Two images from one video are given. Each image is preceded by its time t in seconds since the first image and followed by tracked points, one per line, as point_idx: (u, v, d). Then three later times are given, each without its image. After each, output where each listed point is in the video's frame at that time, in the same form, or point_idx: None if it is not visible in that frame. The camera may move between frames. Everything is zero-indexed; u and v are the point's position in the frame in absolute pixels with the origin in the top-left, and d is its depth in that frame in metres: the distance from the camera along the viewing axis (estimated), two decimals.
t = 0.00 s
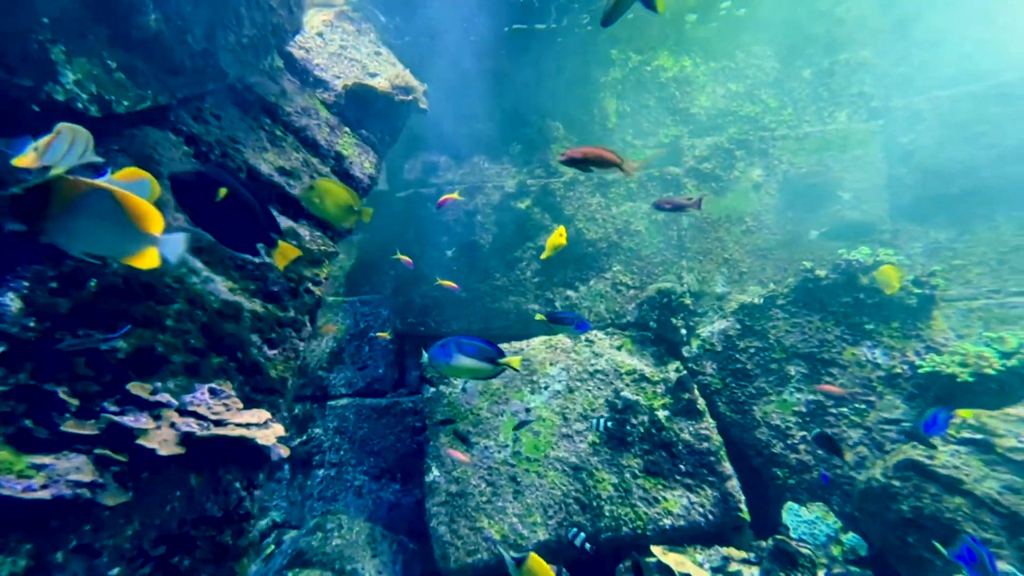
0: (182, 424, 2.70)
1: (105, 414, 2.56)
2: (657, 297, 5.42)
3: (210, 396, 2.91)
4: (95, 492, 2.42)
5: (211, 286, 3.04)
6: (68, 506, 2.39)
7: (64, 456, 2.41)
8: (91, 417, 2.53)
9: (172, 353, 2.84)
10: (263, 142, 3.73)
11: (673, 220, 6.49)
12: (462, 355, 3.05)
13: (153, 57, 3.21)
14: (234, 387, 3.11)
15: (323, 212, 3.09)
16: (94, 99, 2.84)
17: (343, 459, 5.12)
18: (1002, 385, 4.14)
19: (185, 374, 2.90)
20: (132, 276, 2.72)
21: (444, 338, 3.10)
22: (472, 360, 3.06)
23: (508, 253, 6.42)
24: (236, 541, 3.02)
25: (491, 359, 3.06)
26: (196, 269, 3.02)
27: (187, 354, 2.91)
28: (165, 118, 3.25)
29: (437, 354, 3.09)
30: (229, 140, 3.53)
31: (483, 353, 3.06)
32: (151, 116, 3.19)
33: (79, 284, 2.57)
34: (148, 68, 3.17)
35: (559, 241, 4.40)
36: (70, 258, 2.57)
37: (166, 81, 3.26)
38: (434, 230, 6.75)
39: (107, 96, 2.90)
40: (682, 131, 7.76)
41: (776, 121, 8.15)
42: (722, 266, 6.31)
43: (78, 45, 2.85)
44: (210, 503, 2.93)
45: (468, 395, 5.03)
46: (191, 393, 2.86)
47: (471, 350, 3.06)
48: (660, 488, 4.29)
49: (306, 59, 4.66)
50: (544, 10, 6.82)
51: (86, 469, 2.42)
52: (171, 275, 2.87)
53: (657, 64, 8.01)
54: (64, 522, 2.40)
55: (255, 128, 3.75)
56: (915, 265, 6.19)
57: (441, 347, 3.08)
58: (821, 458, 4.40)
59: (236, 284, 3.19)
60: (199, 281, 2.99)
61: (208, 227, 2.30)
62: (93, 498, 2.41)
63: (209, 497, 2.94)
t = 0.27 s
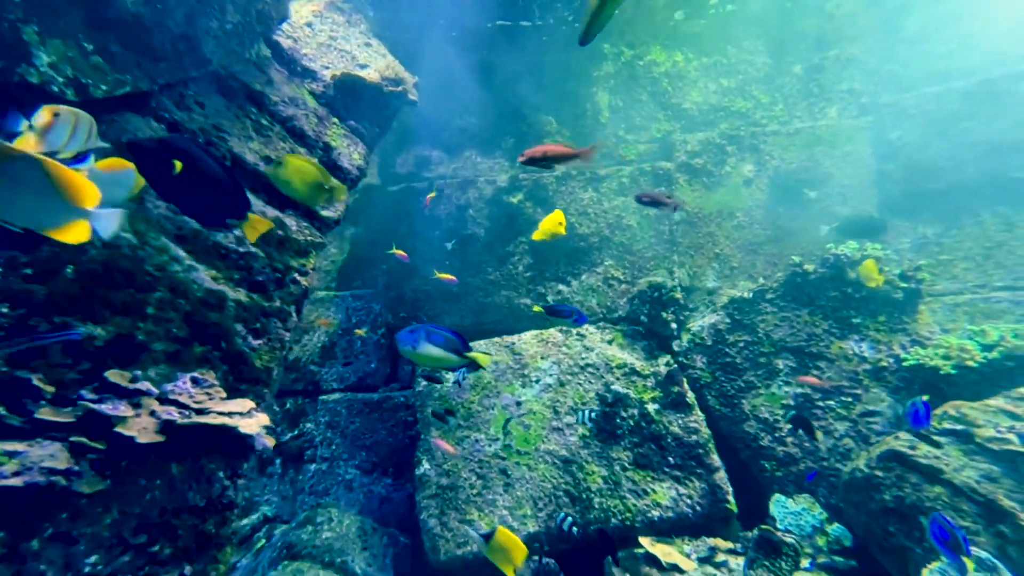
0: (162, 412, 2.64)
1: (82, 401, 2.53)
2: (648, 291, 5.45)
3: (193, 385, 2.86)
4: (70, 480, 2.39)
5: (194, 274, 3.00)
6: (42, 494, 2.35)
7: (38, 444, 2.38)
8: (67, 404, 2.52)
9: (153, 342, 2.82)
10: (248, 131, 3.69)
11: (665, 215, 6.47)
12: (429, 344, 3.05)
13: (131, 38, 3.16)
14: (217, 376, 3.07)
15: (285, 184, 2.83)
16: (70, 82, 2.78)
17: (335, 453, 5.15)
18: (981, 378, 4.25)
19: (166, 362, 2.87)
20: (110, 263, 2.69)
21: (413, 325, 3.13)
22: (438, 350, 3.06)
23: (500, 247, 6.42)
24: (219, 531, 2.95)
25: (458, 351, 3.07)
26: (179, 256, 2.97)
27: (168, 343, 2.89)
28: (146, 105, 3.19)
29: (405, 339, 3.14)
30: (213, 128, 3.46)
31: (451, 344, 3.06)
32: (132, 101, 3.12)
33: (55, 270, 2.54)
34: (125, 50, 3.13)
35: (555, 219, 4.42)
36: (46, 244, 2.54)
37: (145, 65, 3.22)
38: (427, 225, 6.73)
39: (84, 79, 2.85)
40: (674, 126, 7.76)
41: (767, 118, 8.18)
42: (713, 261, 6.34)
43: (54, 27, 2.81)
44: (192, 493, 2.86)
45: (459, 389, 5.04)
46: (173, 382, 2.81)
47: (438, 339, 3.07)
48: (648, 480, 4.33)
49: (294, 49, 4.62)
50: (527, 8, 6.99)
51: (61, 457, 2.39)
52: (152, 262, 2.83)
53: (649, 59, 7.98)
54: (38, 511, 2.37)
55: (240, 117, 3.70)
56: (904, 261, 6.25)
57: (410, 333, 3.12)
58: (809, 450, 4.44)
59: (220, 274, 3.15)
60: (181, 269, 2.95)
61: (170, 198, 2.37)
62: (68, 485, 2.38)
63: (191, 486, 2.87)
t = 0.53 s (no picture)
0: (137, 403, 2.63)
1: (52, 392, 2.50)
2: (637, 286, 5.48)
3: (171, 375, 2.86)
4: (39, 471, 2.37)
5: (173, 264, 2.95)
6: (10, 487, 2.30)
7: (7, 434, 2.35)
8: (37, 396, 2.47)
9: (129, 332, 2.80)
10: (231, 122, 3.62)
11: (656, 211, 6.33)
12: (398, 330, 3.21)
13: (106, 25, 3.23)
14: (197, 367, 3.07)
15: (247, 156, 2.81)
16: (40, 66, 2.79)
17: (325, 449, 5.17)
18: (957, 372, 4.34)
19: (144, 353, 2.85)
20: (84, 252, 2.63)
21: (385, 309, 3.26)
22: (405, 337, 3.23)
23: (490, 242, 6.41)
24: (198, 522, 3.02)
25: (423, 342, 3.26)
26: (156, 246, 2.91)
27: (146, 334, 2.87)
28: (123, 93, 3.17)
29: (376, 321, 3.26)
30: (194, 117, 3.37)
31: (418, 335, 3.25)
32: (108, 89, 3.10)
33: (25, 259, 2.49)
34: (100, 36, 3.19)
35: (551, 209, 4.33)
36: (15, 230, 2.47)
37: (121, 51, 3.27)
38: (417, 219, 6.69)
39: (55, 64, 2.87)
40: (665, 121, 7.76)
41: (758, 114, 8.22)
42: (702, 256, 6.38)
43: (24, 10, 2.85)
44: (170, 485, 2.86)
45: (448, 383, 5.04)
46: (150, 372, 2.81)
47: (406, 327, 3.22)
48: (636, 473, 4.36)
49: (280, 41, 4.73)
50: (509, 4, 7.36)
51: (30, 448, 2.37)
52: (128, 252, 2.77)
53: (640, 54, 7.97)
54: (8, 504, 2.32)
55: (223, 107, 3.63)
56: (891, 257, 6.31)
57: (380, 316, 3.26)
58: (794, 443, 4.50)
59: (200, 265, 3.11)
60: (159, 259, 2.89)
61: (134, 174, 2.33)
62: (37, 476, 2.37)
63: (169, 478, 2.86)
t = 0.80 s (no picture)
0: (104, 391, 2.63)
1: (15, 379, 2.53)
2: (624, 280, 5.51)
3: (141, 364, 2.87)
4: None
5: (144, 251, 2.95)
6: None
7: None
8: None
9: (96, 320, 2.80)
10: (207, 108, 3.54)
11: (643, 206, 6.36)
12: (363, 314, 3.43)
13: (71, 9, 3.53)
14: (170, 356, 3.09)
15: (211, 120, 2.72)
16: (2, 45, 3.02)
17: (313, 442, 5.22)
18: (931, 362, 4.56)
19: (113, 340, 2.86)
20: (50, 238, 2.64)
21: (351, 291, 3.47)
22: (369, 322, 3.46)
23: (479, 235, 6.38)
24: (170, 511, 3.20)
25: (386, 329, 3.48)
26: (127, 233, 2.91)
27: (115, 321, 2.88)
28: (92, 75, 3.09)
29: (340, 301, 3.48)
30: (168, 102, 3.32)
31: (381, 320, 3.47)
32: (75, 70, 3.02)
33: None
34: (63, 16, 3.50)
35: (540, 202, 4.32)
36: None
37: (86, 32, 3.59)
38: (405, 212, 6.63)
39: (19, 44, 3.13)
40: (652, 116, 7.77)
41: (745, 109, 8.27)
42: (689, 250, 6.42)
43: None
44: (140, 474, 3.04)
45: (435, 375, 5.04)
46: (120, 361, 2.82)
47: (370, 312, 3.40)
48: (620, 464, 4.40)
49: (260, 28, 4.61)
50: None
51: None
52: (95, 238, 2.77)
53: (628, 47, 7.96)
54: None
55: (199, 93, 3.56)
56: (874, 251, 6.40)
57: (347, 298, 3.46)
58: (776, 434, 4.57)
59: (173, 253, 3.12)
60: (128, 246, 2.89)
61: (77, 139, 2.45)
62: None
63: (139, 467, 3.03)
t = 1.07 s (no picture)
0: (61, 382, 2.60)
1: None
2: (608, 275, 5.55)
3: (104, 355, 2.87)
4: None
5: (107, 240, 2.94)
6: None
7: None
8: None
9: (54, 309, 2.79)
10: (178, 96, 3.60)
11: (628, 199, 6.35)
12: (323, 295, 3.35)
13: None
14: (135, 347, 3.10)
15: (154, 92, 2.65)
16: None
17: (297, 437, 5.20)
18: (904, 355, 4.69)
19: (72, 330, 2.85)
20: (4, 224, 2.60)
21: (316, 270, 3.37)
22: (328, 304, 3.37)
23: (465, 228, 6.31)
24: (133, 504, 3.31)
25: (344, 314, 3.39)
26: (88, 220, 2.90)
27: (74, 311, 2.86)
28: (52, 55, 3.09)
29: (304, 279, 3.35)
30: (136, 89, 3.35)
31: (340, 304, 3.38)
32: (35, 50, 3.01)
33: None
34: None
35: (523, 199, 4.32)
36: None
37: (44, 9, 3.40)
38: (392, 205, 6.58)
39: None
40: (638, 111, 7.78)
41: (730, 105, 8.34)
42: (673, 246, 6.47)
43: None
44: (103, 467, 3.14)
45: (419, 369, 5.04)
46: (80, 352, 2.80)
47: (332, 295, 3.37)
48: (601, 457, 4.44)
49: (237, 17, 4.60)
50: None
51: None
52: (53, 225, 2.75)
53: (614, 43, 7.98)
54: None
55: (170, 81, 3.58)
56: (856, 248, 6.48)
57: (310, 278, 3.38)
58: (755, 427, 4.64)
59: (139, 242, 3.13)
60: (89, 233, 2.87)
61: None
62: None
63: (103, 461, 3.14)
